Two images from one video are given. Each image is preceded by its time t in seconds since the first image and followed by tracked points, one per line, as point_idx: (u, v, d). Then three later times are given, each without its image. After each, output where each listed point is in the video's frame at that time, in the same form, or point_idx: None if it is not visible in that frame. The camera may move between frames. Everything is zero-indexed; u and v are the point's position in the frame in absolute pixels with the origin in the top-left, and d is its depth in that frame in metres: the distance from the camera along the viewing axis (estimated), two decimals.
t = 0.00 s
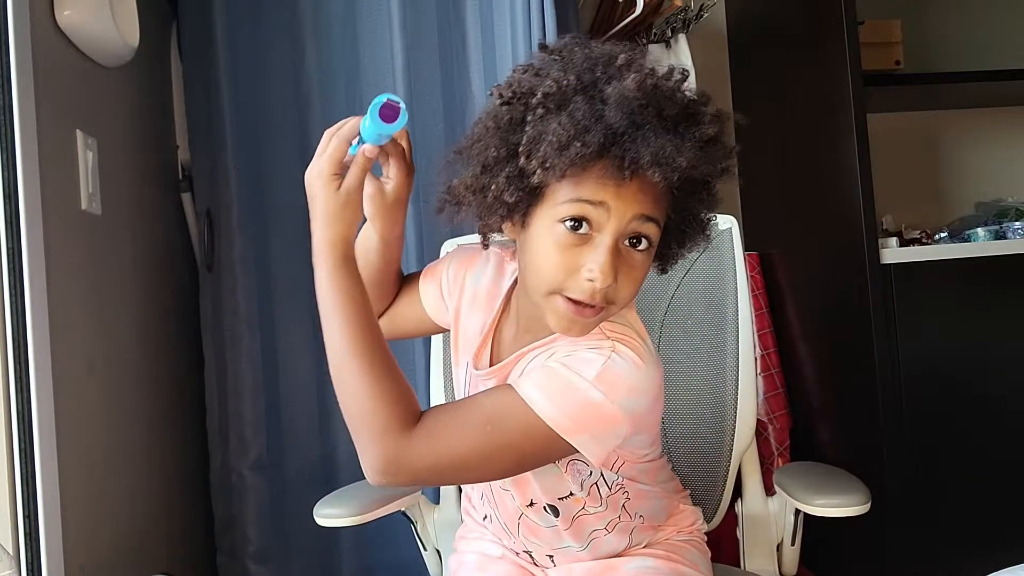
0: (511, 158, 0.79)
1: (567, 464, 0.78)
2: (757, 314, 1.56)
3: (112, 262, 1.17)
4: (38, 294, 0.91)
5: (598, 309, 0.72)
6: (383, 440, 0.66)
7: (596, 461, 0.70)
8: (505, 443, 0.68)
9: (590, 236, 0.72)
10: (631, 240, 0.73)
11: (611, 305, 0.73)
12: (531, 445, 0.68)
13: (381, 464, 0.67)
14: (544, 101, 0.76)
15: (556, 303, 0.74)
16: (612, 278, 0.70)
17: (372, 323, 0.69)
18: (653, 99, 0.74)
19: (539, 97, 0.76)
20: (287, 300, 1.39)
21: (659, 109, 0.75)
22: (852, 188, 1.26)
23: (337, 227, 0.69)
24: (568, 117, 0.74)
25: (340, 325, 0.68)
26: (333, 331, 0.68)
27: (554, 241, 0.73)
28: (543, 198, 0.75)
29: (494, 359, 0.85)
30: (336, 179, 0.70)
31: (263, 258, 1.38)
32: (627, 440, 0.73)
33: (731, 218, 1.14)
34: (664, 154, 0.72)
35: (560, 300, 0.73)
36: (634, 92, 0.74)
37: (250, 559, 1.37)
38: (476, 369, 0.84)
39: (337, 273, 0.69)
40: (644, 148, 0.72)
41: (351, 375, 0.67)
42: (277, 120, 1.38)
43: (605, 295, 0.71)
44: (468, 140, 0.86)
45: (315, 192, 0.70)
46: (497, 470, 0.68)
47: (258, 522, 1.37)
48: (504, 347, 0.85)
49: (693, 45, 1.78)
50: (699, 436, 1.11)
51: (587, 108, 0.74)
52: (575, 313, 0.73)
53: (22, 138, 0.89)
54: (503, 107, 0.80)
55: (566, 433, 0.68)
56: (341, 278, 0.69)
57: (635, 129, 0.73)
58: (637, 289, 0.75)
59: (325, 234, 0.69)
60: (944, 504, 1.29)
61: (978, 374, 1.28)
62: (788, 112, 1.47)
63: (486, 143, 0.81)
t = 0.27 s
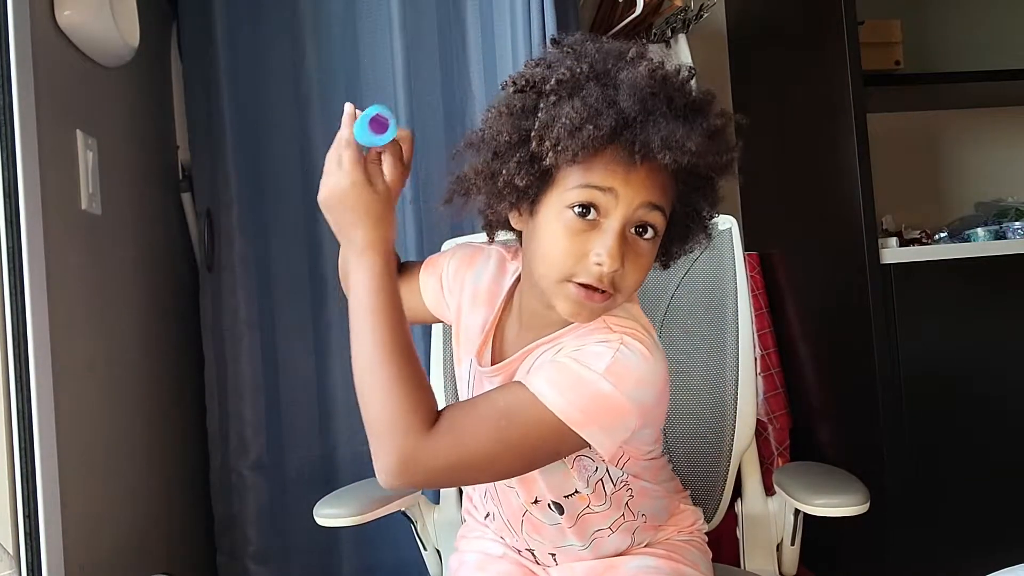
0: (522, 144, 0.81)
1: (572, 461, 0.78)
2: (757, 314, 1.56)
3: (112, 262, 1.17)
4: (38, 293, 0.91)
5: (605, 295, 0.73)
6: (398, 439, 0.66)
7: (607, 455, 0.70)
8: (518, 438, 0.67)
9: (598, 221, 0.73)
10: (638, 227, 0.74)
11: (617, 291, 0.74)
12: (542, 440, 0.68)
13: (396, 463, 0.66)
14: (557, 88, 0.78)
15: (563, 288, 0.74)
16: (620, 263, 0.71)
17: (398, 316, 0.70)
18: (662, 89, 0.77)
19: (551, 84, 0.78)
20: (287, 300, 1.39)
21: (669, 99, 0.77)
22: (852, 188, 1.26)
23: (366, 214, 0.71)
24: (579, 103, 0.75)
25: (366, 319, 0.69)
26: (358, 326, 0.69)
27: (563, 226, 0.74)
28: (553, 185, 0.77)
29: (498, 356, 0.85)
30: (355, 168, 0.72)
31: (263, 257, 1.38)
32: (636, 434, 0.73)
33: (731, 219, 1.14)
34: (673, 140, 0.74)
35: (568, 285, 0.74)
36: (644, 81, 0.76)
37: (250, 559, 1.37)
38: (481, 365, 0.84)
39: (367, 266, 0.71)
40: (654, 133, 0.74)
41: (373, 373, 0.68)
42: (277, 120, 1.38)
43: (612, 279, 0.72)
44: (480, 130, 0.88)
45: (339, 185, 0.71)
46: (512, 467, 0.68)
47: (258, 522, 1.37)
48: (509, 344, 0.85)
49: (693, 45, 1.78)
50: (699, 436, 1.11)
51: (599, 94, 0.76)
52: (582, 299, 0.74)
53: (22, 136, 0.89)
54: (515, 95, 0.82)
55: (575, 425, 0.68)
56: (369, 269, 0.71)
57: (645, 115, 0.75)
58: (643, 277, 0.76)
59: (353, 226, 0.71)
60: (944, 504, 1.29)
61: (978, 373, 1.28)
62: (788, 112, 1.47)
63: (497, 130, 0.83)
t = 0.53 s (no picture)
0: (522, 132, 0.82)
1: (583, 452, 0.80)
2: (757, 314, 1.56)
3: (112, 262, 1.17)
4: (38, 293, 0.91)
5: (610, 276, 0.74)
6: (429, 435, 0.63)
7: (632, 435, 0.71)
8: (549, 424, 0.67)
9: (600, 203, 0.74)
10: (641, 207, 0.75)
11: (622, 272, 0.74)
12: (570, 423, 0.68)
13: (426, 461, 0.63)
14: (552, 76, 0.80)
15: (568, 274, 0.75)
16: (623, 243, 0.72)
17: (427, 321, 0.68)
18: (655, 72, 0.79)
19: (548, 72, 0.80)
20: (287, 300, 1.39)
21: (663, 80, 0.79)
22: (852, 188, 1.26)
23: (390, 211, 0.69)
24: (575, 88, 0.77)
25: (394, 327, 0.67)
26: (386, 339, 0.67)
27: (565, 211, 0.75)
28: (554, 172, 0.78)
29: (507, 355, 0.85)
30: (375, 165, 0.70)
31: (263, 257, 1.38)
32: (653, 415, 0.75)
33: (731, 219, 1.14)
34: (670, 118, 0.76)
35: (572, 269, 0.74)
36: (638, 64, 0.78)
37: (250, 559, 1.37)
38: (491, 362, 0.84)
39: (395, 274, 0.68)
40: (652, 113, 0.75)
41: (401, 374, 0.65)
42: (277, 120, 1.38)
43: (616, 260, 0.73)
44: (480, 125, 0.90)
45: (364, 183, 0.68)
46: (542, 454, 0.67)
47: (258, 522, 1.37)
48: (516, 342, 0.85)
49: (693, 46, 1.78)
50: (700, 436, 1.11)
51: (596, 78, 0.78)
52: (588, 282, 0.74)
53: (22, 136, 0.89)
54: (513, 86, 0.83)
55: (602, 405, 0.68)
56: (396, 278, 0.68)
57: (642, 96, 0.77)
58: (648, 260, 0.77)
59: (377, 232, 0.69)
60: (944, 504, 1.29)
61: (978, 373, 1.28)
62: (788, 112, 1.47)
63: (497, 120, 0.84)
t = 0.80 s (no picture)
0: (516, 124, 0.83)
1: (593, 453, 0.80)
2: (757, 315, 1.56)
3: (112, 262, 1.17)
4: (38, 294, 0.91)
5: (603, 265, 0.74)
6: (463, 472, 0.63)
7: (655, 430, 0.70)
8: (574, 429, 0.67)
9: (593, 192, 0.74)
10: (635, 197, 0.75)
11: (615, 261, 0.74)
12: (594, 425, 0.68)
13: (464, 495, 0.63)
14: (545, 68, 0.81)
15: (562, 262, 0.75)
16: (617, 231, 0.73)
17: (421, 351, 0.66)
18: (646, 63, 0.80)
19: (542, 65, 0.81)
20: (288, 300, 1.39)
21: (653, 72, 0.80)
22: (852, 188, 1.26)
23: (368, 256, 0.65)
24: (567, 79, 0.78)
25: (399, 377, 0.64)
26: (396, 391, 0.64)
27: (559, 201, 0.75)
28: (548, 164, 0.79)
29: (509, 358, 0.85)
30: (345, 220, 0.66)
31: (263, 257, 1.38)
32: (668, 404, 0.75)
33: (731, 220, 1.14)
34: (660, 107, 0.76)
35: (566, 257, 0.75)
36: (628, 56, 0.79)
37: (250, 559, 1.36)
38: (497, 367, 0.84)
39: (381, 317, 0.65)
40: (641, 102, 0.76)
41: (422, 424, 0.63)
42: (277, 121, 1.39)
43: (609, 248, 0.73)
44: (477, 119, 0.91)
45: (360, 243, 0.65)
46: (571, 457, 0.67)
47: (258, 522, 1.37)
48: (513, 344, 0.86)
49: (692, 46, 1.78)
50: (700, 435, 1.11)
51: (586, 69, 0.78)
52: (581, 271, 0.74)
53: (22, 136, 0.89)
54: (507, 80, 0.85)
55: (621, 406, 0.68)
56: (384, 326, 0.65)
57: (632, 87, 0.77)
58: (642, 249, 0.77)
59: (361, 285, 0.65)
60: (945, 504, 1.29)
61: (978, 373, 1.28)
62: (788, 112, 1.47)
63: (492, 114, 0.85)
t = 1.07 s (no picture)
0: (499, 123, 0.84)
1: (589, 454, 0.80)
2: (757, 315, 1.56)
3: (112, 262, 1.17)
4: (38, 294, 0.91)
5: (586, 260, 0.74)
6: (459, 482, 0.64)
7: (651, 425, 0.71)
8: (569, 429, 0.67)
9: (576, 186, 0.75)
10: (617, 192, 0.75)
11: (598, 255, 0.75)
12: (590, 425, 0.68)
13: (462, 503, 0.64)
14: (526, 69, 0.83)
15: (546, 257, 0.76)
16: (597, 224, 0.73)
17: (398, 358, 0.67)
18: (624, 59, 0.81)
19: (522, 65, 0.84)
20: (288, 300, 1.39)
21: (630, 67, 0.81)
22: (852, 188, 1.26)
23: (341, 279, 0.68)
24: (546, 76, 0.80)
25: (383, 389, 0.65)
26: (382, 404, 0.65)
27: (542, 197, 0.76)
28: (532, 161, 0.80)
29: (501, 361, 0.85)
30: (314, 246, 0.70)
31: (263, 258, 1.38)
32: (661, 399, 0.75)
33: (731, 220, 1.15)
34: (636, 100, 0.77)
35: (550, 253, 0.75)
36: (605, 52, 0.81)
37: (250, 559, 1.36)
38: (489, 372, 0.84)
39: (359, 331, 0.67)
40: (617, 95, 0.77)
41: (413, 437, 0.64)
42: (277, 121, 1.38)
43: (591, 242, 0.73)
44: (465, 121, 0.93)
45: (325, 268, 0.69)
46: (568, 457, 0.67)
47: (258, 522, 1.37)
48: (503, 348, 0.86)
49: (693, 45, 1.78)
50: (700, 436, 1.11)
51: (563, 66, 0.80)
52: (565, 265, 0.74)
53: (22, 136, 0.89)
54: (490, 81, 0.87)
55: (614, 404, 0.69)
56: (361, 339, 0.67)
57: (608, 81, 0.79)
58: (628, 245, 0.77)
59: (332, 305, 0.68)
60: (945, 504, 1.29)
61: (978, 373, 1.28)
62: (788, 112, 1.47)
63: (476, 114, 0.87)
